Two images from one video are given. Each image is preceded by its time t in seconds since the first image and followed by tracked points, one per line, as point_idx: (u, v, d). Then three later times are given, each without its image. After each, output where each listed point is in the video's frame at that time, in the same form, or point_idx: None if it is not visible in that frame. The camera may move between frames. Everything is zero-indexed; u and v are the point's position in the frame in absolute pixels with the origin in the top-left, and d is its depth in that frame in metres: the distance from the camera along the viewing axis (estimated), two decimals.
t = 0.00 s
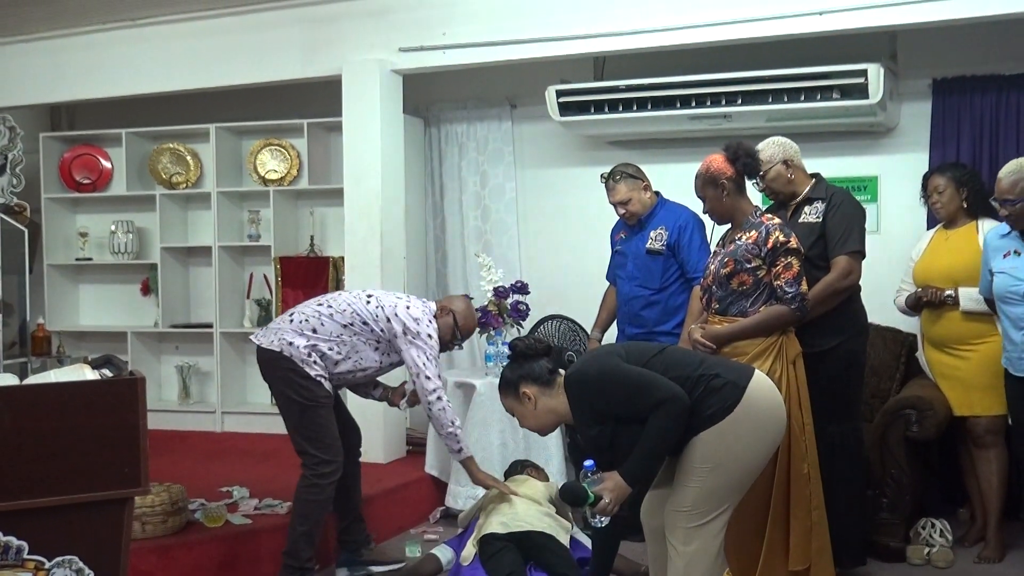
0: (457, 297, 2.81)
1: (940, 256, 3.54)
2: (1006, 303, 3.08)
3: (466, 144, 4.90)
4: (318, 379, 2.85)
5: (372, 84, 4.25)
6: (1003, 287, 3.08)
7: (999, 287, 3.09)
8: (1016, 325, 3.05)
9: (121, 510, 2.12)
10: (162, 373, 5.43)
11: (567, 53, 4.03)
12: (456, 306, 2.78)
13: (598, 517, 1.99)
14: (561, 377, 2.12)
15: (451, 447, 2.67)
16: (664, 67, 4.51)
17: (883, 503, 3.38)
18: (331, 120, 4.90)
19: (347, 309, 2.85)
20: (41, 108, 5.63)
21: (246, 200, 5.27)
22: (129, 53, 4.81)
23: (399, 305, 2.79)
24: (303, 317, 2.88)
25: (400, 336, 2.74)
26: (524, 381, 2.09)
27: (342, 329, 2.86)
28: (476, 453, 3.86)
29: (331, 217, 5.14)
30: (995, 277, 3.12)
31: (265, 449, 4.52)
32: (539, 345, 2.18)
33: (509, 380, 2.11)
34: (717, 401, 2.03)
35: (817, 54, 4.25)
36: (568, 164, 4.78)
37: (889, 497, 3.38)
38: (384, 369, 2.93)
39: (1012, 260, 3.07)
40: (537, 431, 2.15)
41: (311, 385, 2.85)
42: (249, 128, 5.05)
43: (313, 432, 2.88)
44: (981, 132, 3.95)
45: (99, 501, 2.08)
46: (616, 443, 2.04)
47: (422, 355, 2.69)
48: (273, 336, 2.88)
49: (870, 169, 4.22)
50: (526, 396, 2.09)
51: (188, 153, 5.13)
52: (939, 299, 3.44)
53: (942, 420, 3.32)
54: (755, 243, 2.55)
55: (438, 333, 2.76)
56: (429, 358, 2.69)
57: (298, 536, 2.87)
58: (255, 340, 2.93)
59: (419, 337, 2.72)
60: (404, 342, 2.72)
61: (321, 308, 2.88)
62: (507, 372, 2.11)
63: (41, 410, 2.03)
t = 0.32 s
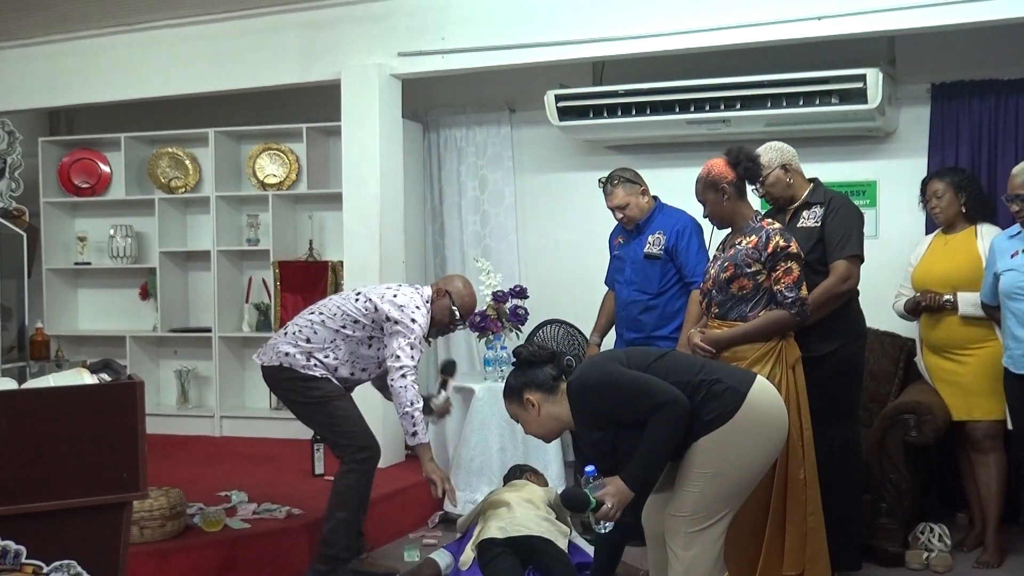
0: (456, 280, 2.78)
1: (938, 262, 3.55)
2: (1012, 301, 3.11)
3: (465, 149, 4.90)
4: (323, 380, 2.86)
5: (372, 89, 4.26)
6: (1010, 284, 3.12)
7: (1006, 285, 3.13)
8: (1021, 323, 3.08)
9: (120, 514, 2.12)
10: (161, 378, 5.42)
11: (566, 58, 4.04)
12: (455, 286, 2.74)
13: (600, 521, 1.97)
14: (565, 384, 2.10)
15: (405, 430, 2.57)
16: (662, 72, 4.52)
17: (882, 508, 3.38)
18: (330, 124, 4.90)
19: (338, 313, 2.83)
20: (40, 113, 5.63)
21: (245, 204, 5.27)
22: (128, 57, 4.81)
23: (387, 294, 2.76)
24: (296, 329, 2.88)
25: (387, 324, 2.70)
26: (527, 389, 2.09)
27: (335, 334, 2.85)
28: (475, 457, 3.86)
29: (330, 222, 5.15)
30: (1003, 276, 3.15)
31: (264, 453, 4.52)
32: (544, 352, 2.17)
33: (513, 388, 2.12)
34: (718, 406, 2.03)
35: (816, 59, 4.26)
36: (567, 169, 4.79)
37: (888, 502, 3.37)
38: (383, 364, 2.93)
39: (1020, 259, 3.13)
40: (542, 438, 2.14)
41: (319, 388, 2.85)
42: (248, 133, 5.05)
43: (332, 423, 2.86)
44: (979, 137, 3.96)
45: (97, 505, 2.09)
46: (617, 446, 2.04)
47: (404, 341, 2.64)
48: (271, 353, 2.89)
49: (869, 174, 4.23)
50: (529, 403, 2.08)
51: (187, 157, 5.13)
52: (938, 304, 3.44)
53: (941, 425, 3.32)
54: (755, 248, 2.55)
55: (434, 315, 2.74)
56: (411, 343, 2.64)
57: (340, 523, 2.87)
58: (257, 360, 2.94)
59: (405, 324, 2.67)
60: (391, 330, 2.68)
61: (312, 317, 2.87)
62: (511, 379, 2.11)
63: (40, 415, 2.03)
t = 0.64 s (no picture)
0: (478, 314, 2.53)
1: (937, 264, 3.56)
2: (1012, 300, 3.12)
3: (464, 151, 4.90)
4: (323, 400, 2.70)
5: (371, 91, 4.26)
6: (1010, 283, 3.13)
7: (1007, 284, 3.14)
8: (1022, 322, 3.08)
9: (117, 515, 2.18)
10: (159, 379, 5.42)
11: (564, 60, 4.04)
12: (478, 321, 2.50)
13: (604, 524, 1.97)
14: (567, 384, 2.11)
15: (445, 472, 2.35)
16: (661, 75, 4.53)
17: (881, 510, 3.39)
18: (329, 126, 4.90)
19: (349, 330, 2.65)
20: (39, 114, 5.63)
21: (244, 206, 5.26)
22: (127, 59, 4.81)
23: (404, 320, 2.56)
24: (304, 339, 2.73)
25: (403, 355, 2.51)
26: (530, 388, 2.09)
27: (344, 352, 2.67)
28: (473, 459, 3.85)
29: (329, 223, 5.14)
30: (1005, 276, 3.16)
31: (262, 455, 4.51)
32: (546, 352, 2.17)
33: (515, 389, 2.12)
34: (718, 407, 2.03)
35: (815, 61, 4.26)
36: (566, 171, 4.79)
37: (886, 504, 3.38)
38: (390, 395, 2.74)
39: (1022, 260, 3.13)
40: (545, 438, 2.14)
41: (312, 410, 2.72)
42: (247, 134, 5.05)
43: (330, 444, 2.73)
44: (978, 139, 3.96)
45: (95, 506, 2.14)
46: (618, 448, 2.04)
47: (422, 374, 2.43)
48: (274, 361, 2.75)
49: (867, 177, 4.23)
50: (532, 403, 2.08)
51: (185, 159, 5.13)
52: (936, 306, 3.45)
53: (940, 427, 3.32)
54: (755, 250, 2.55)
55: (451, 353, 2.52)
56: (429, 378, 2.42)
57: (360, 553, 2.76)
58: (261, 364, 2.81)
59: (422, 355, 2.47)
60: (406, 361, 2.48)
61: (321, 330, 2.70)
62: (513, 380, 2.11)
63: (40, 417, 2.09)
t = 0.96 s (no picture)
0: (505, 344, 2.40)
1: (935, 258, 3.55)
2: (1010, 292, 3.12)
3: (463, 144, 4.90)
4: (346, 401, 2.64)
5: (370, 84, 4.25)
6: (1011, 273, 3.13)
7: (1007, 276, 3.15)
8: (1019, 313, 3.08)
9: (117, 507, 2.18)
10: (158, 372, 5.42)
11: (563, 54, 4.04)
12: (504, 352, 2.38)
13: (600, 513, 1.99)
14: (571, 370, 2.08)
15: (501, 501, 2.40)
16: (660, 69, 4.53)
17: (880, 503, 3.38)
18: (328, 119, 4.90)
19: (379, 339, 2.58)
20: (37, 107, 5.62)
21: (243, 199, 5.26)
22: (125, 52, 4.80)
23: (439, 341, 2.50)
24: (329, 339, 2.64)
25: (437, 378, 2.46)
26: (532, 374, 2.08)
27: (371, 358, 2.60)
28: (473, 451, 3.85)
29: (329, 216, 5.14)
30: (1005, 270, 3.17)
31: (261, 448, 4.52)
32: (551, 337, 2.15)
33: (518, 373, 2.11)
34: (718, 400, 2.03)
35: (814, 54, 4.26)
36: (565, 164, 4.78)
37: (885, 497, 3.38)
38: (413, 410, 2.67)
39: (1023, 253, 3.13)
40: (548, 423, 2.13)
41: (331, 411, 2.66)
42: (245, 127, 5.04)
43: (355, 444, 2.65)
44: (977, 134, 3.96)
45: (95, 498, 2.15)
46: (617, 438, 2.04)
47: (462, 400, 2.40)
48: (295, 357, 2.69)
49: (867, 170, 4.23)
50: (533, 389, 2.08)
51: (184, 152, 5.12)
52: (935, 300, 3.44)
53: (939, 420, 3.33)
54: (756, 244, 2.54)
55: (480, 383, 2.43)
56: (471, 403, 2.40)
57: (377, 552, 2.66)
58: (279, 354, 2.76)
59: (460, 379, 2.43)
60: (443, 384, 2.44)
61: (350, 332, 2.63)
62: (517, 364, 2.10)
63: (40, 409, 2.10)
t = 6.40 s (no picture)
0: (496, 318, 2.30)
1: (930, 199, 3.53)
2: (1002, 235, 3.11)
3: (459, 88, 4.84)
4: (325, 409, 2.95)
5: (364, 27, 4.19)
6: (1004, 218, 3.12)
7: (1001, 219, 3.13)
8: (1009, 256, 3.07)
9: (118, 453, 2.21)
10: (157, 319, 5.45)
11: None
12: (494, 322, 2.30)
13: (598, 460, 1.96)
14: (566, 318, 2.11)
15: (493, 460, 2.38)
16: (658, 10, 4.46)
17: (876, 445, 3.42)
18: (322, 64, 4.84)
19: (349, 360, 2.84)
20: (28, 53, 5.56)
21: (238, 145, 5.23)
22: None
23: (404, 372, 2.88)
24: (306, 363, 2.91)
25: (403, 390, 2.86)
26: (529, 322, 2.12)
27: (343, 381, 2.89)
28: (472, 396, 3.88)
29: (325, 162, 5.10)
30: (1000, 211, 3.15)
31: (261, 394, 4.55)
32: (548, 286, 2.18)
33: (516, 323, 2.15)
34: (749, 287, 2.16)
35: None
36: (561, 107, 4.73)
37: (881, 438, 3.41)
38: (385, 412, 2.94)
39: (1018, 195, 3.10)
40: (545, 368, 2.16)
41: (327, 430, 2.98)
42: (239, 72, 4.99)
43: (340, 434, 3.02)
44: (978, 74, 3.91)
45: (96, 445, 2.18)
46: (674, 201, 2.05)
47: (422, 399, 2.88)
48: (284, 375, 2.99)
49: (866, 112, 4.18)
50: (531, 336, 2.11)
51: (178, 98, 5.08)
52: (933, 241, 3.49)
53: (936, 360, 3.33)
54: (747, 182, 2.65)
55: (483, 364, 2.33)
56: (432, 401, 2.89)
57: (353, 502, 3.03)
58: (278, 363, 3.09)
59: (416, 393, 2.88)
60: (404, 395, 2.86)
61: (325, 354, 2.87)
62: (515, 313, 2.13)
63: (37, 357, 2.11)
